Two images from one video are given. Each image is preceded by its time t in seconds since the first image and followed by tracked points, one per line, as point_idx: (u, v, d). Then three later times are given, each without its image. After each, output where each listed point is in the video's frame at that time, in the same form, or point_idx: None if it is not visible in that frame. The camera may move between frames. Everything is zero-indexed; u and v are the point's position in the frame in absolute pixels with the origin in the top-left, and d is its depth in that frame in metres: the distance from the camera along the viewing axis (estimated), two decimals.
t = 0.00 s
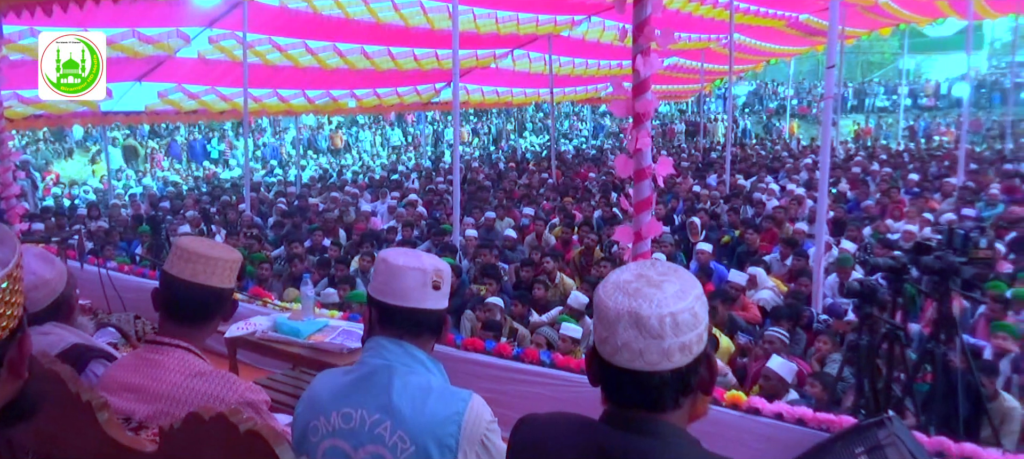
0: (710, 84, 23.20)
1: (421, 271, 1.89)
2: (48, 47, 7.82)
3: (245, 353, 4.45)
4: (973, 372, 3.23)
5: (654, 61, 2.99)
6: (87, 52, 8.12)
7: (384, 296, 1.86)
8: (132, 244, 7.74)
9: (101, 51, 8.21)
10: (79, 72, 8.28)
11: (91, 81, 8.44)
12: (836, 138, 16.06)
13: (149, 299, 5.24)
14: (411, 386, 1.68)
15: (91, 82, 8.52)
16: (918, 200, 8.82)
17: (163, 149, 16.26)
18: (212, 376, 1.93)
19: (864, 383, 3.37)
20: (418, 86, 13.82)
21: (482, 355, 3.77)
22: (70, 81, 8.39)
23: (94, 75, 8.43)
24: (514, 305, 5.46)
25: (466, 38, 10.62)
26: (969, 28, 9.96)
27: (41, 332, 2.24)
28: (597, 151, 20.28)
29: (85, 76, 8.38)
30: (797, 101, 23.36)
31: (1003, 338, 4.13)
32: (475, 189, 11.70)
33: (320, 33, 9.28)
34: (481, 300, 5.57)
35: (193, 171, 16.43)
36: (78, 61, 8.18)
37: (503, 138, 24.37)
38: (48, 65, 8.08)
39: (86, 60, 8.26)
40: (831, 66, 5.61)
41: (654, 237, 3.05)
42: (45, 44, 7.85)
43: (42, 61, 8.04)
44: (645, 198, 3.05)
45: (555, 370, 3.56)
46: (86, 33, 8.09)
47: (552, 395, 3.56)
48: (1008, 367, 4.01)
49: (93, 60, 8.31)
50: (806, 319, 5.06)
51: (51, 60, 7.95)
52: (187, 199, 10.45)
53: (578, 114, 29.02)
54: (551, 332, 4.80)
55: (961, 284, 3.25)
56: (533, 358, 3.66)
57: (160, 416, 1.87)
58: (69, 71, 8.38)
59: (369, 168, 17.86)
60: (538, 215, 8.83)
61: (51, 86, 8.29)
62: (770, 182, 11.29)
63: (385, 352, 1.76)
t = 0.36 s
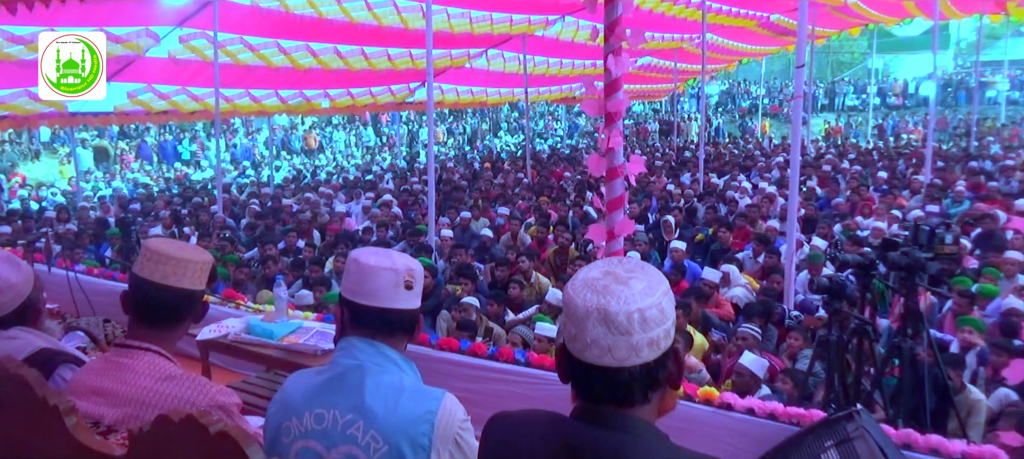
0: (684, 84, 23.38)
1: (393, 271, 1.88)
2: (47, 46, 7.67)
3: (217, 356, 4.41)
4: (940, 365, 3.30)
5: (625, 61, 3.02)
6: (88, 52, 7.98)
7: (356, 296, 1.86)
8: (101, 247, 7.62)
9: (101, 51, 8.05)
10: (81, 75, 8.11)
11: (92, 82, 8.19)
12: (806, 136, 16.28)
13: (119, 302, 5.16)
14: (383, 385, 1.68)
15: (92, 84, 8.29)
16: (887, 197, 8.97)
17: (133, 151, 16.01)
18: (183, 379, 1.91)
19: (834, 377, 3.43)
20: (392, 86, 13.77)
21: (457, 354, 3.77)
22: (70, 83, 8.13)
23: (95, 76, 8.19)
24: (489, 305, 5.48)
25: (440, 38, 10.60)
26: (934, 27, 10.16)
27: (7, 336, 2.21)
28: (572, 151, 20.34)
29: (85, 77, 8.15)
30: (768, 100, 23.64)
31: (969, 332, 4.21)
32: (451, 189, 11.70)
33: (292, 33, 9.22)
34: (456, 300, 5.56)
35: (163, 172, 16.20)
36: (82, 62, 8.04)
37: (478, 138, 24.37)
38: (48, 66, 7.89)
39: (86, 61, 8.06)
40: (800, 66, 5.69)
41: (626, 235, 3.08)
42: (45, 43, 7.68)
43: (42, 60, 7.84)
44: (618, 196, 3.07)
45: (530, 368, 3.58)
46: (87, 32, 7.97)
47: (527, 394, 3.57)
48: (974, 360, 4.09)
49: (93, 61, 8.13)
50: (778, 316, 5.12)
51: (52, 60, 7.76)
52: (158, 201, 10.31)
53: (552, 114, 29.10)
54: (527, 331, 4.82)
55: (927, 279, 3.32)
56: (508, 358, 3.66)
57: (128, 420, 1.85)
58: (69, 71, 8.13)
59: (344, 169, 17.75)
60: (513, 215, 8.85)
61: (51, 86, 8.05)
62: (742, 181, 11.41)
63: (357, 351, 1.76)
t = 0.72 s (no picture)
0: (657, 84, 23.55)
1: (361, 269, 1.87)
2: (48, 46, 7.83)
3: (188, 358, 4.36)
4: (905, 360, 3.36)
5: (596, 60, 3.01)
6: (89, 53, 8.02)
7: (324, 295, 1.86)
8: (68, 248, 7.49)
9: (102, 51, 8.08)
10: (82, 75, 8.11)
11: (93, 83, 8.13)
12: (777, 135, 16.48)
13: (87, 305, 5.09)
14: (352, 384, 1.68)
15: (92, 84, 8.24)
16: (855, 196, 9.12)
17: (101, 151, 15.75)
18: (149, 380, 1.89)
19: (803, 373, 3.48)
20: (365, 85, 13.69)
21: (430, 353, 3.77)
22: (71, 83, 8.16)
23: (97, 76, 8.13)
24: (464, 304, 5.48)
25: (414, 38, 10.57)
26: (901, 28, 10.34)
27: None
28: (547, 150, 20.39)
29: (85, 77, 8.13)
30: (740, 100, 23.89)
31: (935, 327, 4.29)
32: (425, 189, 11.67)
33: (264, 32, 9.14)
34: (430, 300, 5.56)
35: (132, 173, 15.95)
36: (82, 62, 8.07)
37: (452, 137, 24.31)
38: (48, 65, 7.98)
39: (87, 61, 8.08)
40: (770, 66, 5.75)
41: (598, 234, 3.10)
42: (46, 44, 7.84)
43: (42, 60, 7.94)
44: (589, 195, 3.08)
45: (502, 367, 3.59)
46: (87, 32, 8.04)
47: (500, 393, 3.58)
48: (940, 354, 4.17)
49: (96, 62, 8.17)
50: (750, 313, 5.18)
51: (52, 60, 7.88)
52: (127, 202, 10.15)
53: (527, 113, 29.14)
54: (501, 331, 4.82)
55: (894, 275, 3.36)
56: (481, 356, 3.67)
57: (93, 421, 1.83)
58: (70, 71, 8.15)
59: (318, 168, 17.63)
60: (488, 214, 8.86)
61: (51, 86, 8.11)
62: (715, 180, 11.52)
63: (325, 351, 1.76)
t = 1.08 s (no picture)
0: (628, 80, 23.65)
1: (325, 265, 1.86)
2: (50, 46, 8.08)
3: (155, 359, 4.30)
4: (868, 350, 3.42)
5: (563, 56, 3.03)
6: (90, 52, 8.24)
7: (287, 292, 1.84)
8: (32, 250, 7.35)
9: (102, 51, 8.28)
10: (82, 75, 8.37)
11: (93, 82, 8.42)
12: (747, 130, 16.65)
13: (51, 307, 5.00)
14: (316, 381, 1.67)
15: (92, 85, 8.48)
16: (823, 190, 9.24)
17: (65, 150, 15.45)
18: (110, 382, 1.86)
19: (770, 364, 3.52)
20: (334, 82, 13.58)
21: (400, 350, 3.77)
22: (72, 82, 8.42)
23: (97, 75, 8.38)
24: (436, 301, 5.47)
25: (384, 34, 10.51)
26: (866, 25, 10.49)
27: None
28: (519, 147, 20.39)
29: (85, 76, 8.39)
30: (710, 96, 24.10)
31: (898, 317, 4.38)
32: (397, 187, 11.62)
33: (231, 28, 9.02)
34: (402, 297, 5.54)
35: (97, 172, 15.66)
36: (83, 62, 8.31)
37: (424, 134, 24.22)
38: (49, 65, 8.22)
39: (87, 61, 8.31)
40: (736, 62, 5.81)
41: (566, 228, 3.12)
42: (47, 44, 8.08)
43: (42, 60, 8.19)
44: (557, 190, 3.10)
45: (472, 362, 3.59)
46: (87, 33, 8.25)
47: (470, 388, 3.57)
48: (904, 344, 4.26)
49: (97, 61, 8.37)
50: (719, 305, 5.23)
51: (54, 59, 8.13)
52: (92, 202, 9.97)
53: (499, 110, 29.13)
54: (471, 328, 4.82)
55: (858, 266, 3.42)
56: (451, 352, 3.66)
57: (52, 424, 1.80)
58: (69, 71, 8.41)
59: (288, 167, 17.45)
60: (460, 211, 8.85)
61: (51, 86, 8.35)
62: (685, 175, 11.61)
63: (290, 348, 1.75)
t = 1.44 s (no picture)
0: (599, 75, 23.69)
1: (292, 263, 1.84)
2: (49, 45, 8.16)
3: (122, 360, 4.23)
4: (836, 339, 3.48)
5: (531, 51, 3.03)
6: (89, 52, 8.15)
7: (253, 290, 1.82)
8: None
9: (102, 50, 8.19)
10: (80, 75, 8.29)
11: (92, 83, 8.27)
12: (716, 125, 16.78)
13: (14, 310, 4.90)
14: (284, 379, 1.66)
15: (91, 85, 8.34)
16: (791, 183, 9.36)
17: (27, 149, 15.10)
18: (74, 383, 1.83)
19: (740, 355, 3.57)
20: (304, 79, 13.44)
21: (372, 348, 3.75)
22: (72, 83, 8.34)
23: (95, 75, 8.24)
24: (408, 297, 5.46)
25: (354, 30, 10.43)
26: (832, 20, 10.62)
27: None
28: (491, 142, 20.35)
29: (85, 77, 8.26)
30: (681, 91, 24.27)
31: (864, 307, 4.46)
32: (368, 184, 11.55)
33: (197, 25, 8.89)
34: (374, 294, 5.51)
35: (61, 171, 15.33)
36: (82, 61, 8.25)
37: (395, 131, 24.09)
38: (50, 64, 8.34)
39: (86, 60, 8.21)
40: (705, 57, 5.85)
41: (537, 223, 3.11)
42: (47, 44, 8.16)
43: (42, 60, 8.31)
44: (527, 185, 3.11)
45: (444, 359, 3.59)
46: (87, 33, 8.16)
47: (443, 384, 3.57)
48: (870, 334, 4.35)
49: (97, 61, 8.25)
50: (690, 298, 5.29)
51: (53, 59, 8.25)
52: (56, 202, 9.77)
53: (471, 106, 29.06)
54: (441, 325, 4.81)
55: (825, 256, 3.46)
56: (423, 349, 3.66)
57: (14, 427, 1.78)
58: (70, 72, 8.33)
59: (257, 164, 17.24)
60: (432, 208, 8.82)
61: (53, 85, 8.44)
62: (656, 170, 11.68)
63: (258, 346, 1.74)
